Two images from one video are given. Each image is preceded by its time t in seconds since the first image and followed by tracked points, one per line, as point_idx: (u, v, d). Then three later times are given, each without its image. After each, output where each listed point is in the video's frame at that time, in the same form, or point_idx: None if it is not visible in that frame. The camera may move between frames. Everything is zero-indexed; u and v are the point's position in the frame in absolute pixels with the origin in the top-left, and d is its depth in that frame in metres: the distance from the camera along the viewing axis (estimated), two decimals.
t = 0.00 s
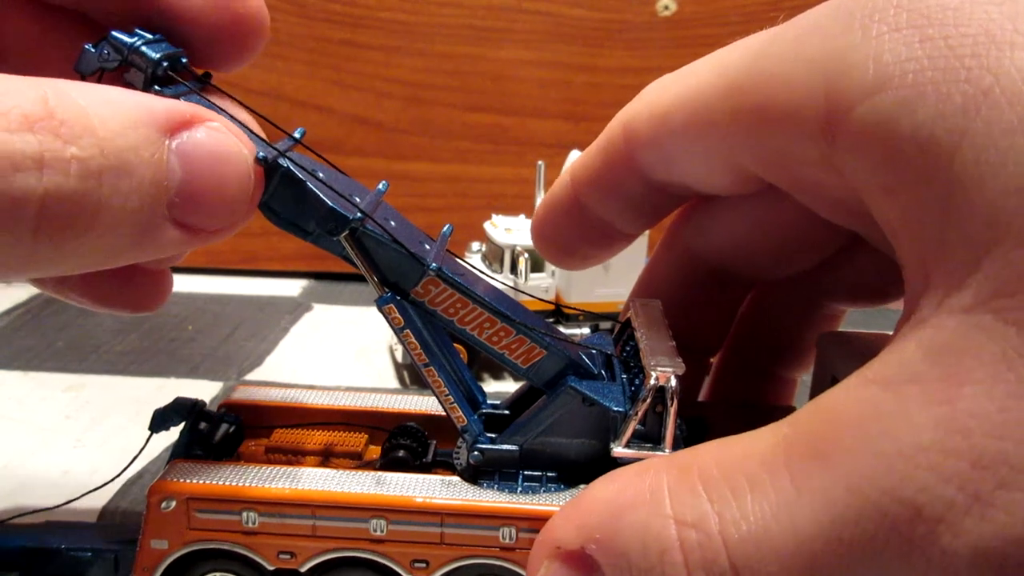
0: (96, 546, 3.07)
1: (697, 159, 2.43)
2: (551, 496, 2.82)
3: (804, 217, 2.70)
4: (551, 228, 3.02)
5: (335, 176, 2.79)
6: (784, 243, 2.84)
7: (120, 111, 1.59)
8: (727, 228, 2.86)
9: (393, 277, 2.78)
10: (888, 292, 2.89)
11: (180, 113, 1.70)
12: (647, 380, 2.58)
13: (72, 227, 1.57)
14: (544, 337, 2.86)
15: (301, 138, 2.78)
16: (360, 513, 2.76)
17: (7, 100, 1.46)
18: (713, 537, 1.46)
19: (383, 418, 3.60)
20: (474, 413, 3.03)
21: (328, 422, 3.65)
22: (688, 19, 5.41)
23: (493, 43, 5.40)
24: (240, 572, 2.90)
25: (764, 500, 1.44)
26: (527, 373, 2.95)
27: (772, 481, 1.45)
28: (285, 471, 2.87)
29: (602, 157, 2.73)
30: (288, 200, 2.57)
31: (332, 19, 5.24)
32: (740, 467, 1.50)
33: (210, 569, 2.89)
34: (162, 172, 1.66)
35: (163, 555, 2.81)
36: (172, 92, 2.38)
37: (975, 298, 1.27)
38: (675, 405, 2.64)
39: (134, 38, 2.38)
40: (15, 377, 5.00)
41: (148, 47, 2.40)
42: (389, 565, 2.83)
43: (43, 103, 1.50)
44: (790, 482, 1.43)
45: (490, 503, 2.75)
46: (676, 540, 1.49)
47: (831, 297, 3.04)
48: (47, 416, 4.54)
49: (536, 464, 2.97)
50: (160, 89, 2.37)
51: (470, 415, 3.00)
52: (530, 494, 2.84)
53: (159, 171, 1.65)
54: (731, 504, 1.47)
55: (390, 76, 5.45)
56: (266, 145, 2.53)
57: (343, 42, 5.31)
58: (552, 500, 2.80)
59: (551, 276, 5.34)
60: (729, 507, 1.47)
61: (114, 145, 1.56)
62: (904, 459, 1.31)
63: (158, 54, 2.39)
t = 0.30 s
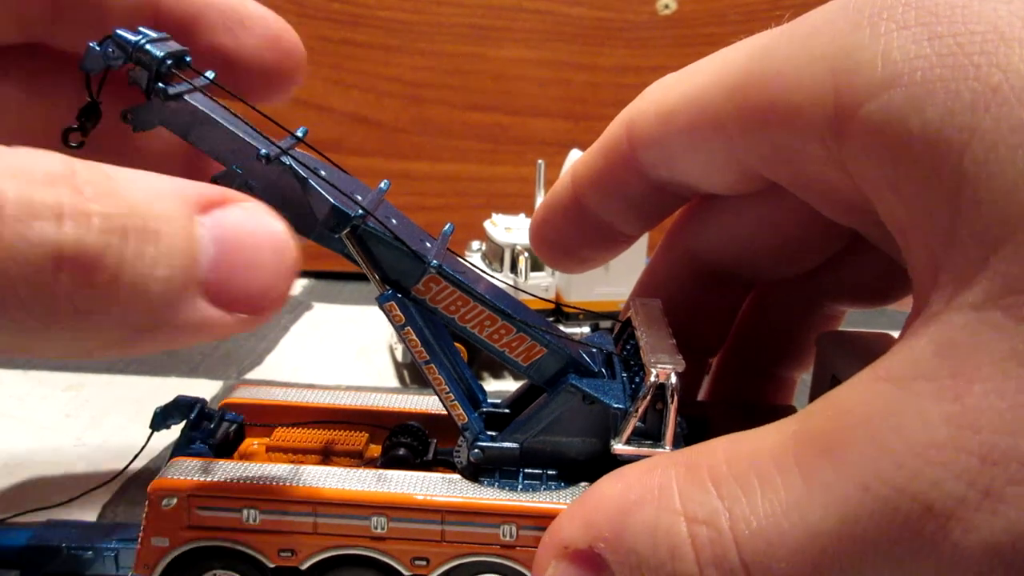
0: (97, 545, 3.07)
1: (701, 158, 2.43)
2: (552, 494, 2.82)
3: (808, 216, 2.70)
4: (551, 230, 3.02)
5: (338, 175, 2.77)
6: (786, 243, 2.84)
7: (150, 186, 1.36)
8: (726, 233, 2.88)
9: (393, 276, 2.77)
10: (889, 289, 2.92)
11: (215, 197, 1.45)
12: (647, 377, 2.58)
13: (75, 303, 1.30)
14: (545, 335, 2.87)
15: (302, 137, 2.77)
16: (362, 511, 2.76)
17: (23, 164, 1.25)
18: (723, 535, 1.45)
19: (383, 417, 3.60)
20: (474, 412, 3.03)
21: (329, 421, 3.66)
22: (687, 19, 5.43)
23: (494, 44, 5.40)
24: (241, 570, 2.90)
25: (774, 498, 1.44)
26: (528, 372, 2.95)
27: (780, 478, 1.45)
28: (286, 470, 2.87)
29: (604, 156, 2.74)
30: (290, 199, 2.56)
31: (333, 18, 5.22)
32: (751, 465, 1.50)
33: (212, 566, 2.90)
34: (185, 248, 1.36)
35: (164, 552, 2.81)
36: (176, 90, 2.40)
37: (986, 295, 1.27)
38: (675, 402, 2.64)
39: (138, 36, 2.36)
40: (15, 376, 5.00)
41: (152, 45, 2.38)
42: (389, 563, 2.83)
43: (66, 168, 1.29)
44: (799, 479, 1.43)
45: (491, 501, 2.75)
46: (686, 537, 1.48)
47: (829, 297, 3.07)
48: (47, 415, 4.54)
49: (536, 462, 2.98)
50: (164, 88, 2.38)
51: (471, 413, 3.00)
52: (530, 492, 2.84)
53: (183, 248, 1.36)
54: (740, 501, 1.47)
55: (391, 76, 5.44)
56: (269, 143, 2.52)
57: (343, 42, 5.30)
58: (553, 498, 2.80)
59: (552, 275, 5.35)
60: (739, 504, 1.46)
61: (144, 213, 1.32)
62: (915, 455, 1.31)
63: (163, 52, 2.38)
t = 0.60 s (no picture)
0: (98, 545, 3.07)
1: (719, 58, 2.48)
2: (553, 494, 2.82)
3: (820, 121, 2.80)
4: (541, 156, 3.02)
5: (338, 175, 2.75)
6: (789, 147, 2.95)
7: (214, 395, 1.48)
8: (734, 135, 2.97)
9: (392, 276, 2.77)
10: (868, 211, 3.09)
11: (280, 402, 1.52)
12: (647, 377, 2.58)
13: (124, 498, 1.48)
14: (545, 335, 2.87)
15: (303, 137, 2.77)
16: (362, 511, 2.76)
17: (105, 376, 1.42)
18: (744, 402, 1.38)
19: (385, 417, 3.59)
20: (475, 412, 3.03)
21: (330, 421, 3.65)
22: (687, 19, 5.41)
23: (496, 44, 5.36)
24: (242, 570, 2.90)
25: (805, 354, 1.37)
26: (528, 372, 2.95)
27: (812, 351, 1.34)
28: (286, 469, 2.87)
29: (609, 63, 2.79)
30: (289, 199, 2.56)
31: (333, 19, 5.18)
32: (775, 336, 1.40)
33: (212, 567, 2.90)
34: (234, 461, 1.50)
35: (165, 552, 2.81)
36: (177, 89, 2.40)
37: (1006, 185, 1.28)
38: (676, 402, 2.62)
39: (138, 36, 2.37)
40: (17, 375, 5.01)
41: (152, 45, 2.39)
42: (390, 562, 2.83)
43: (140, 379, 1.45)
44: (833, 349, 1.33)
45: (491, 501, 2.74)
46: (705, 411, 1.39)
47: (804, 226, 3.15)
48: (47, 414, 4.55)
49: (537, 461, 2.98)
50: (164, 88, 2.38)
51: (472, 413, 3.00)
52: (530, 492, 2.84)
53: (231, 460, 1.49)
54: (764, 380, 1.36)
55: (387, 76, 5.35)
56: (268, 143, 2.52)
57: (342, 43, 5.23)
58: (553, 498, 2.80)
59: (551, 276, 5.26)
60: (758, 374, 1.37)
61: (197, 427, 1.45)
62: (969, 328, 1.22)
63: (162, 52, 2.39)
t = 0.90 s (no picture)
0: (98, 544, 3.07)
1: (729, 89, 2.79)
2: (553, 494, 2.81)
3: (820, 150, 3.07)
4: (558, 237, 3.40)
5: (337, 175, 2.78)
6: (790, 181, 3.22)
7: (186, 460, 1.85)
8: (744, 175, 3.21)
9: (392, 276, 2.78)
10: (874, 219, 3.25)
11: (248, 467, 1.91)
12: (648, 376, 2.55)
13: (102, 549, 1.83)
14: (545, 335, 2.87)
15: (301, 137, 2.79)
16: (362, 510, 2.75)
17: (78, 445, 1.76)
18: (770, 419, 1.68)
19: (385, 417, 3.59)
20: (475, 412, 3.03)
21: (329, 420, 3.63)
22: (689, 18, 5.38)
23: (496, 42, 5.34)
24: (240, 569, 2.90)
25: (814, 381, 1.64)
26: (528, 371, 2.95)
27: (826, 357, 1.64)
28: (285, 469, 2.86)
29: (619, 156, 3.19)
30: (289, 199, 2.56)
31: (333, 18, 5.17)
32: (788, 354, 1.71)
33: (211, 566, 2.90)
34: (208, 518, 1.88)
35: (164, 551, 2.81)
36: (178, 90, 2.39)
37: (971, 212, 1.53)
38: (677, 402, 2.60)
39: (139, 36, 2.33)
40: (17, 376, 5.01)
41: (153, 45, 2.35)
42: (389, 562, 2.83)
43: (112, 448, 1.79)
44: (845, 353, 1.62)
45: (492, 501, 2.74)
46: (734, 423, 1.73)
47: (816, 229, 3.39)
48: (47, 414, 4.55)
49: (537, 461, 2.97)
50: (164, 88, 2.36)
51: (471, 413, 3.00)
52: (530, 492, 2.83)
53: (205, 518, 1.88)
54: (784, 383, 1.67)
55: (390, 74, 5.35)
56: (269, 143, 2.53)
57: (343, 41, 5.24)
58: (554, 498, 2.79)
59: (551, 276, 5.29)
60: (782, 385, 1.68)
61: (168, 489, 1.82)
62: (949, 317, 1.47)
63: (163, 52, 2.35)
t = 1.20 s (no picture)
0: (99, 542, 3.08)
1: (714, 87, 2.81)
2: (552, 492, 2.82)
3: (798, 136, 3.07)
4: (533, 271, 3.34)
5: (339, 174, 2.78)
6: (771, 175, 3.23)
7: (179, 449, 1.86)
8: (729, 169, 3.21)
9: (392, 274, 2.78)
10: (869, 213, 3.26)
11: (240, 457, 1.91)
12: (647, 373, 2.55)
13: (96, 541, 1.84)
14: (545, 333, 2.87)
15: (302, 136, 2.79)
16: (362, 508, 2.76)
17: (77, 436, 1.77)
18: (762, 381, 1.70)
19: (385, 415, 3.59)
20: (474, 410, 3.04)
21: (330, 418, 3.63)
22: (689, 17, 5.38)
23: (497, 42, 5.34)
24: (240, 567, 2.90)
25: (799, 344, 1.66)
26: (528, 370, 2.95)
27: (813, 313, 1.66)
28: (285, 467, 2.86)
29: (589, 172, 3.21)
30: (290, 197, 2.57)
31: (333, 18, 5.16)
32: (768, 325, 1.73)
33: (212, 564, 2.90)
34: (198, 510, 1.88)
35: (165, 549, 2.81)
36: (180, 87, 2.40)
37: (936, 155, 1.57)
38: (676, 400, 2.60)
39: (142, 34, 2.34)
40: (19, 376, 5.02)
41: (156, 44, 2.36)
42: (389, 560, 2.84)
43: (107, 438, 1.80)
44: (829, 303, 1.63)
45: (492, 499, 2.75)
46: (727, 393, 1.74)
47: (806, 222, 3.38)
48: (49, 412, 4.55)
49: (536, 460, 2.97)
50: (167, 86, 2.37)
51: (470, 410, 3.01)
52: (530, 490, 2.83)
53: (195, 509, 1.87)
54: (775, 347, 1.69)
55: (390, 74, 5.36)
56: (271, 141, 2.54)
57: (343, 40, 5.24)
58: (553, 496, 2.79)
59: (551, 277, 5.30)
60: (773, 347, 1.70)
61: (160, 478, 1.83)
62: (920, 265, 1.50)
63: (166, 50, 2.36)
